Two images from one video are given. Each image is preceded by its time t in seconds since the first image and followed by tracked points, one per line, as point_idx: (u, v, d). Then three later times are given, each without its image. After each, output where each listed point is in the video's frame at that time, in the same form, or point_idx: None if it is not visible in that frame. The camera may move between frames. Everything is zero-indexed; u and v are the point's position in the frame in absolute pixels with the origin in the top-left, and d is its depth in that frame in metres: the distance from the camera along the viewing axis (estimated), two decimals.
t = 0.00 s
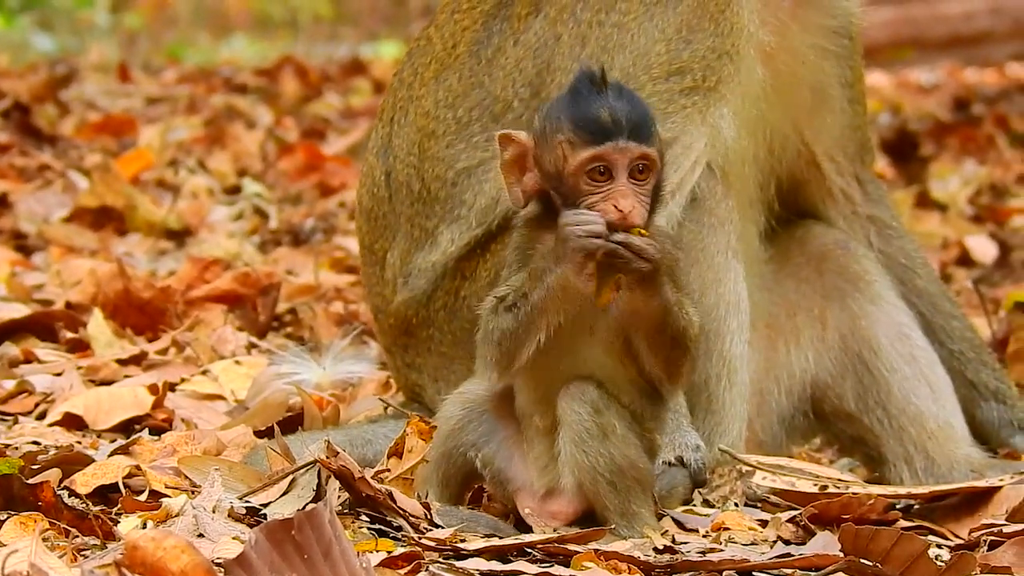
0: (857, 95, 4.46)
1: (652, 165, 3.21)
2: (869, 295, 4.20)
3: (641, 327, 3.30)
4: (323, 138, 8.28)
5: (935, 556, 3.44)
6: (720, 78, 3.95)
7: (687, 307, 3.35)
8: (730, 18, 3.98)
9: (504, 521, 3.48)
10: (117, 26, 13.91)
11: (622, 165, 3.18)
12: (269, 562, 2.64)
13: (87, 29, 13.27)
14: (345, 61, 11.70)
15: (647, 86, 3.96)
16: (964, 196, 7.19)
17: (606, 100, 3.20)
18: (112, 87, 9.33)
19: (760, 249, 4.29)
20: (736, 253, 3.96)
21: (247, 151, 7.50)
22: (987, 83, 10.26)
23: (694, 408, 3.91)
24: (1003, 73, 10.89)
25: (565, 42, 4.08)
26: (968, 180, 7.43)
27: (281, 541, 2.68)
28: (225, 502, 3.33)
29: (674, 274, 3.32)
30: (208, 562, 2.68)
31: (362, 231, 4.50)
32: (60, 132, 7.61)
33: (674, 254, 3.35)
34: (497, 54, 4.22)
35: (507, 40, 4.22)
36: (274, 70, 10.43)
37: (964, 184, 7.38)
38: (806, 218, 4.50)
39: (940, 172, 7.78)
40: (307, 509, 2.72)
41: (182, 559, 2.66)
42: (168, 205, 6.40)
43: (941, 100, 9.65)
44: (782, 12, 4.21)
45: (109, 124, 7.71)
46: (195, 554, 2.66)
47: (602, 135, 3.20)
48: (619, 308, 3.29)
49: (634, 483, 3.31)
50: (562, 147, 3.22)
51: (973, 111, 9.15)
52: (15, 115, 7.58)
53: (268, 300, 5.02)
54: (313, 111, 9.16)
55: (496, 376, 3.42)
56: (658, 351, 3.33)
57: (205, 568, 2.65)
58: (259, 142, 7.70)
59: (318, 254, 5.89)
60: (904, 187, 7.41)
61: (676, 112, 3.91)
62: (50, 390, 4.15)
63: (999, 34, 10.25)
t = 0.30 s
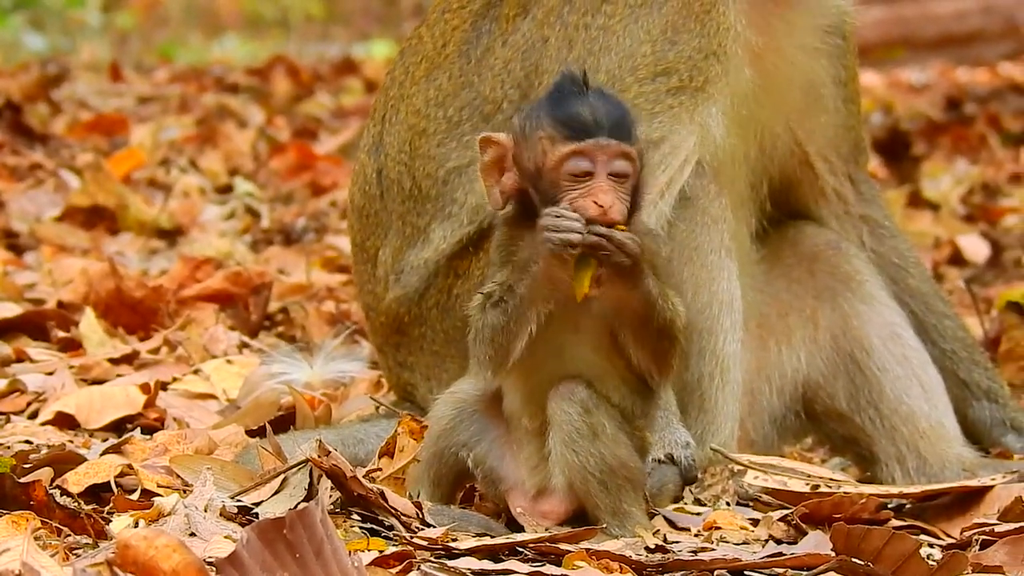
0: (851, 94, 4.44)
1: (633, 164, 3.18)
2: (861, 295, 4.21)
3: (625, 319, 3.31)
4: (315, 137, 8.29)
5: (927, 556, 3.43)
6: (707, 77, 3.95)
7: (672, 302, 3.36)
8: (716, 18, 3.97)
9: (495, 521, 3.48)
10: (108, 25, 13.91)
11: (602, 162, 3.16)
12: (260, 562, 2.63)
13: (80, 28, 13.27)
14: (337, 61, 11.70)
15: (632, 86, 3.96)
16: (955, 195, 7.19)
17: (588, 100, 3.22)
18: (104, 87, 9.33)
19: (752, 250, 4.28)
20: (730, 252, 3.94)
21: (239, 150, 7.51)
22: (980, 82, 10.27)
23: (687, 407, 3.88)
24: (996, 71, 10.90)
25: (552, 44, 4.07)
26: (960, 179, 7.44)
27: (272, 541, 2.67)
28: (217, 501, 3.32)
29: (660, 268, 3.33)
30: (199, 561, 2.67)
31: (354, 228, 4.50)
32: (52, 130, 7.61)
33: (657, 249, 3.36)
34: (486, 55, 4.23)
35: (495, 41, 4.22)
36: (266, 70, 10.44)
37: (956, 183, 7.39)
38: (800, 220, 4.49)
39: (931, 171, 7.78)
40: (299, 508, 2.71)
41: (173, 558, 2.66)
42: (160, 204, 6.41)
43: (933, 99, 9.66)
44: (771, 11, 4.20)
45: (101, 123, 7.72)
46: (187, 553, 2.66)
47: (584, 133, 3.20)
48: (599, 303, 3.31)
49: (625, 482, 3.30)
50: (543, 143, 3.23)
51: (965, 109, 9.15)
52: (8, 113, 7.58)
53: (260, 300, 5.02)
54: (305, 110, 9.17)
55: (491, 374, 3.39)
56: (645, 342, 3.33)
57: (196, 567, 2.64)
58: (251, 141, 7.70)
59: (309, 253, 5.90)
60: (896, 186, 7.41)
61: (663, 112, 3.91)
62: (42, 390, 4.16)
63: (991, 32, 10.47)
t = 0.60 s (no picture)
0: (850, 88, 4.33)
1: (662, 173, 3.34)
2: (857, 294, 4.20)
3: (623, 329, 3.33)
4: (311, 136, 8.30)
5: (922, 554, 3.42)
6: (677, 80, 3.96)
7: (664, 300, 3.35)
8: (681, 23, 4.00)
9: (491, 519, 3.48)
10: (104, 24, 13.95)
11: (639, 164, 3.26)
12: (257, 561, 2.62)
13: (75, 27, 13.29)
14: (333, 59, 11.73)
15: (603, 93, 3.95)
16: (951, 193, 7.21)
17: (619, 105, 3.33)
18: (100, 85, 9.35)
19: (750, 249, 4.26)
20: (727, 249, 3.94)
21: (235, 148, 7.51)
22: (975, 79, 10.29)
23: (682, 405, 3.87)
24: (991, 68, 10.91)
25: (526, 52, 4.05)
26: (955, 177, 7.45)
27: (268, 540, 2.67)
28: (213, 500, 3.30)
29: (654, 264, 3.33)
30: (196, 560, 2.67)
31: (348, 224, 4.51)
32: (48, 129, 7.62)
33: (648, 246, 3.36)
34: (471, 57, 4.22)
35: (478, 43, 4.20)
36: (262, 68, 10.46)
37: (952, 181, 7.40)
38: (800, 220, 4.48)
39: (927, 169, 7.79)
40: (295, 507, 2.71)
41: (169, 557, 2.66)
42: (156, 203, 6.42)
43: (928, 96, 9.68)
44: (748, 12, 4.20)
45: (97, 122, 7.72)
46: (183, 552, 2.66)
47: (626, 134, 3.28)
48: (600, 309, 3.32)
49: (620, 481, 3.31)
50: (589, 135, 3.23)
51: (960, 107, 9.17)
52: (5, 112, 7.60)
53: (256, 298, 5.03)
54: (300, 108, 9.19)
55: (483, 363, 3.32)
56: (642, 352, 3.35)
57: (192, 567, 2.64)
58: (246, 140, 7.71)
59: (305, 252, 5.90)
60: (891, 184, 7.42)
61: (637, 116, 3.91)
62: (38, 388, 4.16)
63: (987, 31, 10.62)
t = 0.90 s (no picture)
0: (850, 83, 4.30)
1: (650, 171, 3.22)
2: (856, 293, 4.20)
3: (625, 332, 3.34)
4: (310, 135, 8.31)
5: (921, 553, 3.42)
6: (666, 82, 3.94)
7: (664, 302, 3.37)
8: (664, 24, 3.96)
9: (490, 518, 3.48)
10: (103, 24, 13.96)
11: (622, 160, 3.14)
12: (255, 560, 2.62)
13: (74, 27, 13.30)
14: (331, 59, 11.72)
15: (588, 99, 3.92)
16: (949, 192, 7.21)
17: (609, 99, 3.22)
18: (98, 85, 9.35)
19: (751, 248, 4.26)
20: (727, 247, 3.94)
21: (233, 148, 7.51)
22: (974, 79, 10.29)
23: (681, 403, 3.86)
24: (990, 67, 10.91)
25: (516, 59, 4.07)
26: (954, 177, 7.45)
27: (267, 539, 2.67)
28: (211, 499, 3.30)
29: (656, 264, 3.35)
30: (194, 559, 2.67)
31: (348, 223, 4.51)
32: (47, 129, 7.63)
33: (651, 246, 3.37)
34: (466, 59, 4.22)
35: (473, 45, 4.21)
36: (260, 68, 10.47)
37: (950, 180, 7.40)
38: (802, 220, 4.49)
39: (925, 168, 7.79)
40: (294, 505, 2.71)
41: (167, 556, 2.66)
42: (155, 203, 6.42)
43: (927, 96, 9.67)
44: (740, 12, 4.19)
45: (96, 121, 7.73)
46: (181, 551, 2.66)
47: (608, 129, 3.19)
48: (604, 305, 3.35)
49: (618, 479, 3.30)
50: (566, 128, 3.19)
51: (959, 106, 9.17)
52: (4, 112, 7.60)
53: (254, 297, 5.03)
54: (299, 108, 9.20)
55: (480, 363, 3.35)
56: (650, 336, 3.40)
57: (190, 566, 2.64)
58: (245, 139, 7.71)
59: (304, 251, 5.91)
60: (889, 183, 7.42)
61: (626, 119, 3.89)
62: (36, 387, 4.16)
63: (986, 30, 10.68)
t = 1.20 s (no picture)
0: (850, 82, 4.30)
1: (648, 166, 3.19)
2: (855, 293, 4.20)
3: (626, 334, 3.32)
4: (308, 135, 8.31)
5: (920, 553, 3.42)
6: (665, 83, 3.94)
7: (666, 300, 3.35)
8: (662, 26, 3.96)
9: (490, 519, 3.48)
10: (102, 22, 13.95)
11: (614, 161, 3.15)
12: (255, 560, 2.62)
13: (72, 26, 13.32)
14: (330, 59, 11.71)
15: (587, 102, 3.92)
16: (948, 192, 7.21)
17: (609, 93, 3.19)
18: (97, 84, 9.35)
19: (751, 247, 4.25)
20: (727, 246, 3.93)
21: (231, 146, 7.51)
22: (973, 78, 10.29)
23: (682, 403, 3.84)
24: (988, 67, 10.91)
25: (514, 61, 4.07)
26: (953, 177, 7.46)
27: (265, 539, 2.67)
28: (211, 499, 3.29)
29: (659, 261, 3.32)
30: (193, 559, 2.67)
31: (348, 223, 4.50)
32: (45, 128, 7.63)
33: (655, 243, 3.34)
34: (465, 60, 4.22)
35: (472, 46, 4.21)
36: (258, 67, 10.47)
37: (949, 180, 7.40)
38: (802, 221, 4.48)
39: (925, 168, 7.79)
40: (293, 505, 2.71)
41: (167, 557, 2.66)
42: (153, 202, 6.42)
43: (925, 95, 9.67)
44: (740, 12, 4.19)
45: (95, 121, 7.73)
46: (180, 551, 2.66)
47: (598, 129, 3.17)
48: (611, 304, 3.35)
49: (617, 479, 3.31)
50: (557, 132, 3.21)
51: (958, 106, 9.17)
52: (2, 111, 7.60)
53: (253, 297, 5.03)
54: (297, 108, 9.20)
55: (475, 351, 3.33)
56: (658, 335, 3.38)
57: (190, 566, 2.64)
58: (244, 139, 7.71)
59: (303, 251, 5.91)
60: (889, 183, 7.42)
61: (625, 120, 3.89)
62: (36, 388, 4.16)
63: (985, 29, 10.66)
